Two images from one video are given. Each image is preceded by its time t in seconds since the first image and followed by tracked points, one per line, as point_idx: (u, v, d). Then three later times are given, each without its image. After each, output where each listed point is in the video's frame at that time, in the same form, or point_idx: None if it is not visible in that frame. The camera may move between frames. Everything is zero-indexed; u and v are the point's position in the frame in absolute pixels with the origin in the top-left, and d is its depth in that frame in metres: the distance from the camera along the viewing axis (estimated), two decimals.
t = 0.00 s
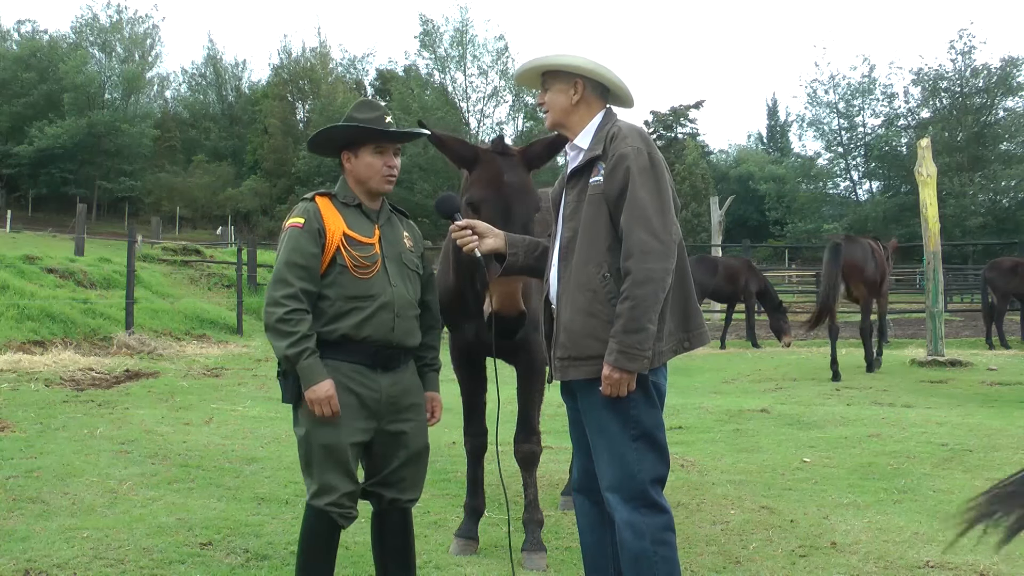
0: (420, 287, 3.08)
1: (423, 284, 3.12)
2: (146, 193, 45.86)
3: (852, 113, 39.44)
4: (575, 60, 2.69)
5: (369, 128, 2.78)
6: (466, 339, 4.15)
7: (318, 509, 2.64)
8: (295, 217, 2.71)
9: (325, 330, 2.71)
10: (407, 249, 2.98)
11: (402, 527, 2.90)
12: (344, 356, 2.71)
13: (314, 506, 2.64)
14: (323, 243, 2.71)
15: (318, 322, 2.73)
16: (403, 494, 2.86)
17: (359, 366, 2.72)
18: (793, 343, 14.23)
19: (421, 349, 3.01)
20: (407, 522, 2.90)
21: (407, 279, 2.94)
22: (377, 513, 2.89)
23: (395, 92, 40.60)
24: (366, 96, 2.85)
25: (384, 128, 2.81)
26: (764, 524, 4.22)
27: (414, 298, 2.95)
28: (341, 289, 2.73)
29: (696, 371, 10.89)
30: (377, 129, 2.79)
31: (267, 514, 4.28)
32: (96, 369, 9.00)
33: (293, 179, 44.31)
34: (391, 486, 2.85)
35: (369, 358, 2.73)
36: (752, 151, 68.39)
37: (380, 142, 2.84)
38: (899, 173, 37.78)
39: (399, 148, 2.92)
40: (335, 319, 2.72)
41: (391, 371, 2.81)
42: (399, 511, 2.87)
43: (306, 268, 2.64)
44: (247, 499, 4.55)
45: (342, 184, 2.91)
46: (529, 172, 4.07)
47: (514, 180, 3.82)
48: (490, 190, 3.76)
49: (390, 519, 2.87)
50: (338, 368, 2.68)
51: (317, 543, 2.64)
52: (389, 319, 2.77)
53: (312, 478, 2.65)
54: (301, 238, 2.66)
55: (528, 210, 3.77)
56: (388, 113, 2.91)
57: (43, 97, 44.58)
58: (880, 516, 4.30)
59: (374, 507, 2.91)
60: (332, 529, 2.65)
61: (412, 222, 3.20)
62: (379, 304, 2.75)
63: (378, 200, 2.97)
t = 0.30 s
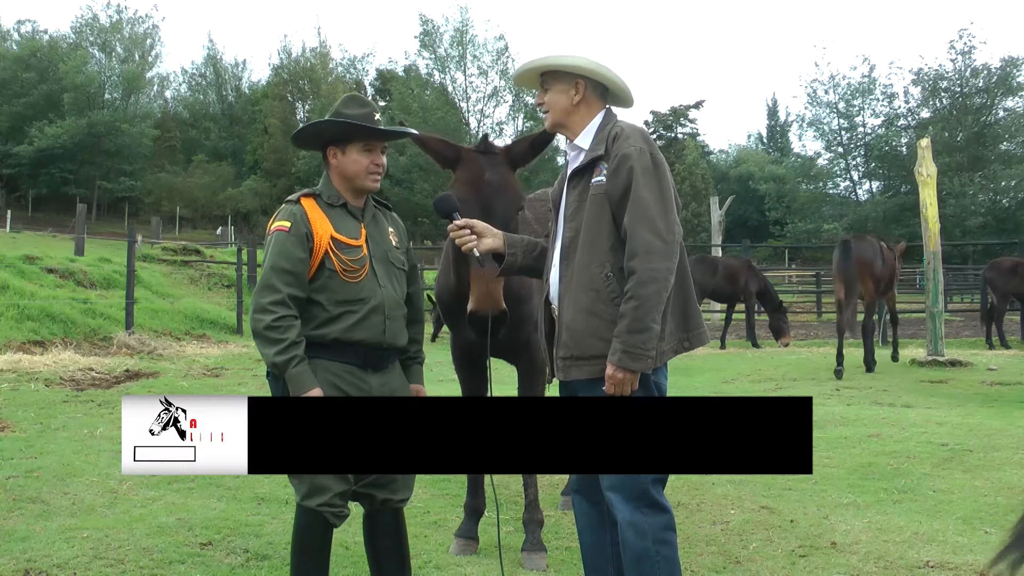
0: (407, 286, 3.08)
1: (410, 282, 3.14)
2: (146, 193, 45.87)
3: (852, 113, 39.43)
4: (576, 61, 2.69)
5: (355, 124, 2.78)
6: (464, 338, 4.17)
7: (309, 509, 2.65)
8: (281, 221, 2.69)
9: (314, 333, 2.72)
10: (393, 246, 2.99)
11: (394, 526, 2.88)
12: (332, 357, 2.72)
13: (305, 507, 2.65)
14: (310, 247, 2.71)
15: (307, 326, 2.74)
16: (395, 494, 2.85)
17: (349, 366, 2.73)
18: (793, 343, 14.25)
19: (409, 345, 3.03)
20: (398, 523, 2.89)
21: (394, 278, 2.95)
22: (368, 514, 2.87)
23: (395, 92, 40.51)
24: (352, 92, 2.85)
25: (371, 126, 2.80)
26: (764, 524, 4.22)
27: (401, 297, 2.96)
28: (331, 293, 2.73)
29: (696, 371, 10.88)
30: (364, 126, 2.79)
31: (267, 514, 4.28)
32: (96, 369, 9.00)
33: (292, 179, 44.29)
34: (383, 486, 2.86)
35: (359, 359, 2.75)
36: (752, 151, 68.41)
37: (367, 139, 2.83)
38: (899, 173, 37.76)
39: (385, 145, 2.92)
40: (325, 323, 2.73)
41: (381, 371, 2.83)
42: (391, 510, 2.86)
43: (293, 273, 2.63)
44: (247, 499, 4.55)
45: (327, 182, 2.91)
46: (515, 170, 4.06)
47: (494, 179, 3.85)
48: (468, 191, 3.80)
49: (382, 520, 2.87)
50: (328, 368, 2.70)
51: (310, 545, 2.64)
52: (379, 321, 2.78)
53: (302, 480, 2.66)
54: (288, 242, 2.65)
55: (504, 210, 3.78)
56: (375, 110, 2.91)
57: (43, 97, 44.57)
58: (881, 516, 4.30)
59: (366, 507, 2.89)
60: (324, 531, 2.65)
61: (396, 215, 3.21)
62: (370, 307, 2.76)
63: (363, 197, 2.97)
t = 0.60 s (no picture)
0: (405, 285, 3.08)
1: (408, 280, 3.13)
2: (146, 193, 45.89)
3: (853, 113, 39.42)
4: (579, 61, 2.69)
5: (352, 124, 2.78)
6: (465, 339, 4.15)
7: (307, 511, 2.63)
8: (274, 222, 2.69)
9: (310, 335, 2.72)
10: (390, 246, 2.98)
11: (401, 530, 2.84)
12: (330, 358, 2.72)
13: (304, 509, 2.64)
14: (304, 247, 2.71)
15: (302, 327, 2.74)
16: (402, 498, 2.82)
17: (348, 367, 2.73)
18: (793, 342, 14.25)
19: (408, 346, 3.02)
20: (406, 528, 2.85)
21: (392, 278, 2.95)
22: (376, 518, 2.84)
23: (395, 91, 40.49)
24: (350, 92, 2.85)
25: (369, 125, 2.81)
26: (763, 523, 4.22)
27: (400, 297, 2.95)
28: (326, 294, 2.73)
29: (696, 371, 10.89)
30: (361, 125, 2.79)
31: (267, 514, 4.28)
32: (96, 369, 9.00)
33: (293, 179, 44.28)
34: (390, 490, 2.81)
35: (358, 360, 2.75)
36: (752, 151, 68.40)
37: (365, 139, 2.83)
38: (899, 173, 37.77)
39: (383, 145, 2.91)
40: (322, 325, 2.73)
41: (380, 372, 2.83)
42: (399, 513, 2.83)
43: (287, 275, 2.63)
44: (247, 499, 4.55)
45: (323, 183, 2.90)
46: (502, 168, 4.06)
47: (480, 175, 3.83)
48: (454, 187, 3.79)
49: (388, 524, 2.82)
50: (325, 370, 2.70)
51: (309, 548, 2.61)
52: (376, 321, 2.78)
53: (300, 482, 2.65)
54: (282, 244, 2.64)
55: (489, 205, 3.76)
56: (373, 110, 2.91)
57: (43, 97, 44.55)
58: (880, 516, 4.30)
59: (372, 511, 2.86)
60: (322, 533, 2.63)
61: (394, 215, 3.20)
62: (365, 308, 2.76)
63: (359, 198, 2.96)
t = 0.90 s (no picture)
0: (416, 284, 3.07)
1: (421, 279, 3.12)
2: (146, 193, 45.90)
3: (852, 113, 39.41)
4: (583, 60, 2.69)
5: (353, 126, 2.78)
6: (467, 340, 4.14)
7: (313, 512, 2.64)
8: (279, 227, 2.70)
9: (317, 336, 2.73)
10: (399, 244, 2.97)
11: (415, 534, 2.83)
12: (339, 360, 2.73)
13: (310, 510, 2.65)
14: (309, 250, 2.71)
15: (310, 328, 2.74)
16: (416, 502, 2.82)
17: (358, 368, 2.74)
18: (793, 342, 14.25)
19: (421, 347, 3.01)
20: (419, 531, 2.84)
21: (402, 277, 2.93)
22: (389, 520, 2.84)
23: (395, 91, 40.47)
24: (350, 93, 2.85)
25: (370, 126, 2.81)
26: (764, 524, 4.22)
27: (411, 296, 2.94)
28: (333, 295, 2.74)
29: (696, 371, 10.89)
30: (363, 126, 2.79)
31: (267, 514, 4.29)
32: (96, 369, 9.00)
33: (293, 179, 44.29)
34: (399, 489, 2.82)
35: (367, 361, 2.75)
36: (752, 151, 68.40)
37: (367, 140, 2.84)
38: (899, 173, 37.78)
39: (385, 146, 2.91)
40: (329, 326, 2.73)
41: (391, 373, 2.83)
42: (412, 517, 2.82)
43: (292, 278, 2.63)
44: (247, 499, 4.55)
45: (328, 186, 2.91)
46: (498, 167, 4.05)
47: (472, 174, 3.83)
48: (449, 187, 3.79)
49: (400, 527, 2.82)
50: (334, 370, 2.71)
51: (313, 549, 2.62)
52: (385, 321, 2.76)
53: (308, 483, 2.67)
54: (286, 247, 2.65)
55: (479, 203, 3.78)
56: (374, 110, 2.90)
57: (43, 97, 44.56)
58: (880, 516, 4.30)
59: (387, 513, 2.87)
60: (327, 534, 2.64)
61: (405, 215, 3.19)
62: (373, 307, 2.75)
63: (365, 199, 2.96)
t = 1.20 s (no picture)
0: (429, 282, 3.06)
1: (433, 278, 3.12)
2: (146, 193, 45.90)
3: (853, 113, 39.40)
4: (589, 59, 2.69)
5: (361, 127, 2.78)
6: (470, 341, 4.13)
7: (325, 512, 2.62)
8: (291, 227, 2.70)
9: (330, 336, 2.73)
10: (410, 243, 2.97)
11: (414, 530, 2.89)
12: (352, 360, 2.73)
13: (322, 510, 2.63)
14: (321, 251, 2.71)
15: (323, 328, 2.74)
16: (419, 499, 2.87)
17: (371, 368, 2.74)
18: (793, 342, 14.25)
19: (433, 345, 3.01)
20: (420, 526, 2.90)
21: (414, 275, 2.93)
22: (389, 516, 2.89)
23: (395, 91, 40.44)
24: (360, 95, 2.85)
25: (378, 128, 2.80)
26: (764, 524, 4.22)
27: (423, 294, 2.93)
28: (344, 294, 2.74)
29: (695, 371, 10.88)
30: (371, 127, 2.79)
31: (267, 514, 4.29)
32: (96, 369, 9.00)
33: (292, 179, 44.29)
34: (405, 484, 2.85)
35: (378, 361, 2.75)
36: (752, 151, 68.42)
37: (375, 140, 2.83)
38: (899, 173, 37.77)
39: (394, 147, 2.91)
40: (342, 325, 2.74)
41: (403, 372, 2.83)
42: (413, 513, 2.88)
43: (305, 278, 2.63)
44: (247, 499, 4.55)
45: (339, 187, 2.92)
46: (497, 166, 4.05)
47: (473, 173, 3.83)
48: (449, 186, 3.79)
49: (402, 524, 2.87)
50: (349, 372, 2.71)
51: (326, 550, 2.61)
52: (397, 318, 2.76)
53: (321, 482, 2.67)
54: (298, 248, 2.65)
55: (480, 203, 3.78)
56: (382, 112, 2.90)
57: (43, 97, 44.53)
58: (880, 516, 4.30)
59: (387, 509, 2.91)
60: (340, 534, 2.62)
61: (417, 213, 3.19)
62: (386, 304, 2.74)
63: (376, 199, 2.96)
